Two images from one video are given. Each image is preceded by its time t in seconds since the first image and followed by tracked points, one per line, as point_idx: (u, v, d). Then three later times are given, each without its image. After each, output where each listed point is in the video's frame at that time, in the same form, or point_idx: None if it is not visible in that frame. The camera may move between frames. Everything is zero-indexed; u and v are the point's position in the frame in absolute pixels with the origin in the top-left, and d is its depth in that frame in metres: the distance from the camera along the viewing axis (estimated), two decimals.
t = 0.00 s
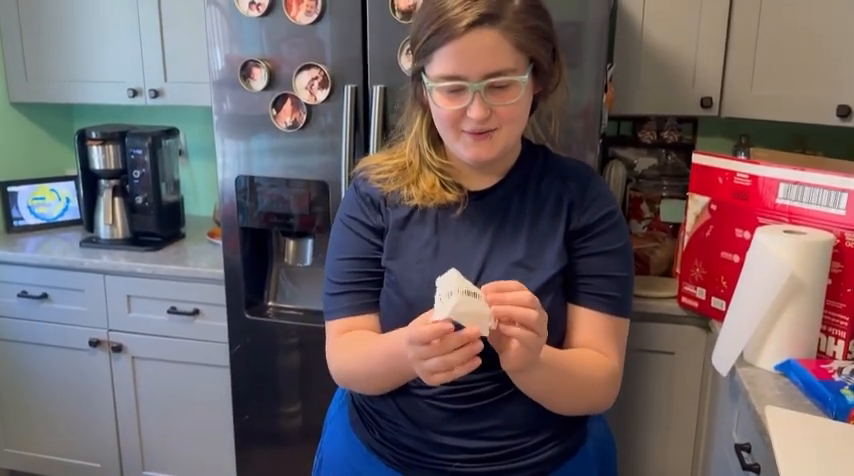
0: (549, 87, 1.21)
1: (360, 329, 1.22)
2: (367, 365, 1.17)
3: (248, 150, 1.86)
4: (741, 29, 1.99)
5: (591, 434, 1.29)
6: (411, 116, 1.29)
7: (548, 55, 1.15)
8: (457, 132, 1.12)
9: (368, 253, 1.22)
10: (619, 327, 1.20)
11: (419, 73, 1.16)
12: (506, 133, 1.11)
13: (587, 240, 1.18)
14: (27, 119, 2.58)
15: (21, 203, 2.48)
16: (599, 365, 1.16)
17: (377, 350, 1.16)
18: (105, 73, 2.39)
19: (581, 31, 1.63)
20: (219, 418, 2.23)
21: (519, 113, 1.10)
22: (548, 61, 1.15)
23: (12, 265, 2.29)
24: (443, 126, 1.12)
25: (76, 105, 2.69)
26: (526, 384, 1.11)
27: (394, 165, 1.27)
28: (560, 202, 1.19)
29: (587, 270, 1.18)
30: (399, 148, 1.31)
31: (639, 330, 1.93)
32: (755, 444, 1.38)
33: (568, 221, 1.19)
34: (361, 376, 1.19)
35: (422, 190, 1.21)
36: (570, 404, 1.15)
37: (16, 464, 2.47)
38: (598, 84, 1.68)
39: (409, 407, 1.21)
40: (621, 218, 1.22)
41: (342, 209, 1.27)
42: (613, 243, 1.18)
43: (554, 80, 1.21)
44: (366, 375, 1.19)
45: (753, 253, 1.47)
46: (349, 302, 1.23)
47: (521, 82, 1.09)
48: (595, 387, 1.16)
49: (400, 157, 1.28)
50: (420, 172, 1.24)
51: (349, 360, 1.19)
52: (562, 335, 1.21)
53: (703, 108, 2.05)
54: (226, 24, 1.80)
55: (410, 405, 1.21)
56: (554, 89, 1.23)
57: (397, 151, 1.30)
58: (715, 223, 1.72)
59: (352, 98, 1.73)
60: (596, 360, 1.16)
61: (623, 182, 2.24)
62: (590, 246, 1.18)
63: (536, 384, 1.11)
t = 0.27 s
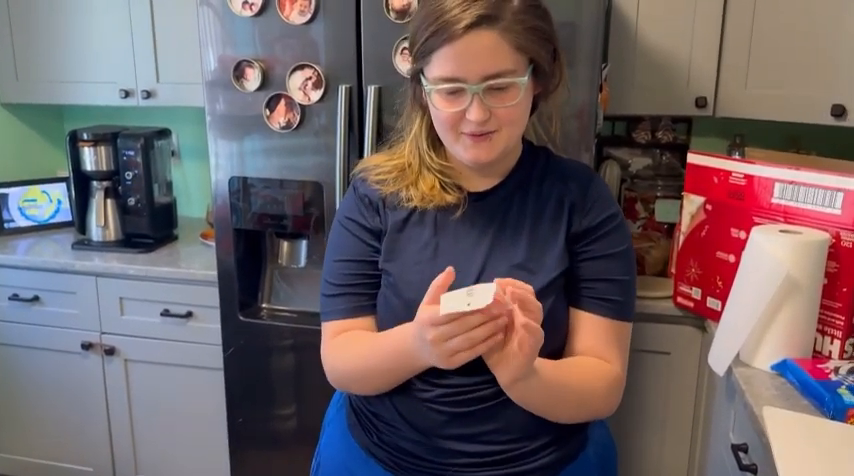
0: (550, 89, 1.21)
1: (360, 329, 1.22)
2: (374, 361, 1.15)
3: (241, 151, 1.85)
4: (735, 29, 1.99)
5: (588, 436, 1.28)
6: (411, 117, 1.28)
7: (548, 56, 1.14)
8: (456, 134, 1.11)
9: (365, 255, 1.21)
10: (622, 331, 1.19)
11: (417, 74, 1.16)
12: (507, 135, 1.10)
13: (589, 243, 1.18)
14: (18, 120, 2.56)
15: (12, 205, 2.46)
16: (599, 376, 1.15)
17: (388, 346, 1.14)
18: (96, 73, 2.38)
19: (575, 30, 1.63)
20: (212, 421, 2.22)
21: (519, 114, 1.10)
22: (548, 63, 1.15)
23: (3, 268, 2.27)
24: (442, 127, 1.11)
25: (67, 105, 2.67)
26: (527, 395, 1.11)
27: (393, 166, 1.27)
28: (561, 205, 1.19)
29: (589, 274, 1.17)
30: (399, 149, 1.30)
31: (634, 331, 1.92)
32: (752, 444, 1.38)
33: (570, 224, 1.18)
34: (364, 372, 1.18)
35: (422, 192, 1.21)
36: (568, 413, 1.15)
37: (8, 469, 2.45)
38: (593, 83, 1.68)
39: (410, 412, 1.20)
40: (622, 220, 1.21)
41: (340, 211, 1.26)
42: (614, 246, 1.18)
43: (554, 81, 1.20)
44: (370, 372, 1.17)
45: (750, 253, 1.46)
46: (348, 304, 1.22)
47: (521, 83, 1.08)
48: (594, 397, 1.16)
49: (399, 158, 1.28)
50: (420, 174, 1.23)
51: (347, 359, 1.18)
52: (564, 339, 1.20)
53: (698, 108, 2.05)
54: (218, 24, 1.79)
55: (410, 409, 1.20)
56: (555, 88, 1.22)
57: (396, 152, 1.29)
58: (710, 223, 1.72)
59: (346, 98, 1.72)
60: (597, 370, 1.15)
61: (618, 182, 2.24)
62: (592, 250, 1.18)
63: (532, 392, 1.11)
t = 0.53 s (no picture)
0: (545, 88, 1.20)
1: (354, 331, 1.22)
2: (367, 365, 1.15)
3: (231, 152, 1.83)
4: (727, 28, 1.99)
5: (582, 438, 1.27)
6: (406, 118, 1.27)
7: (541, 57, 1.13)
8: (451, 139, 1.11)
9: (360, 258, 1.21)
10: (622, 335, 1.18)
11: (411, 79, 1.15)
12: (501, 139, 1.10)
13: (587, 247, 1.17)
14: (5, 122, 2.54)
15: None
16: (599, 382, 1.14)
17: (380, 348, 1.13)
18: (84, 73, 2.35)
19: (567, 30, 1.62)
20: (203, 425, 2.20)
21: (513, 118, 1.09)
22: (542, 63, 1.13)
23: None
24: (436, 133, 1.11)
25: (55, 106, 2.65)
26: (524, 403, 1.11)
27: (388, 168, 1.26)
28: (559, 208, 1.18)
29: (587, 278, 1.17)
30: (394, 151, 1.29)
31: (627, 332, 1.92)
32: (746, 444, 1.37)
33: (567, 227, 1.17)
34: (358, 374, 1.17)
35: (417, 195, 1.20)
36: (565, 419, 1.14)
37: None
38: (585, 84, 1.68)
39: (404, 417, 1.20)
40: (621, 224, 1.20)
41: (335, 212, 1.25)
42: (613, 250, 1.17)
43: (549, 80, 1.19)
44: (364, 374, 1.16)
45: (743, 253, 1.46)
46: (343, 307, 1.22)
47: (514, 87, 1.07)
48: (593, 403, 1.15)
49: (395, 160, 1.27)
50: (415, 176, 1.22)
51: (340, 363, 1.18)
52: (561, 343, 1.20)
53: (689, 107, 2.05)
54: (208, 24, 1.77)
55: (404, 414, 1.20)
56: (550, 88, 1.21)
57: (392, 153, 1.28)
58: (703, 223, 1.71)
59: (337, 98, 1.71)
60: (597, 376, 1.15)
61: (610, 182, 2.25)
62: (590, 254, 1.17)
63: (531, 400, 1.11)
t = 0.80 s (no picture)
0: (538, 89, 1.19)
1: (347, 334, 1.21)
2: (350, 366, 1.15)
3: (220, 152, 1.82)
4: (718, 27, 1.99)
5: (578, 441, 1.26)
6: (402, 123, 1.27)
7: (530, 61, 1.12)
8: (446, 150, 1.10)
9: (356, 259, 1.21)
10: (623, 338, 1.17)
11: (400, 91, 1.14)
12: (496, 147, 1.09)
13: (586, 251, 1.16)
14: None
15: None
16: (603, 383, 1.14)
17: (361, 348, 1.13)
18: (71, 73, 2.33)
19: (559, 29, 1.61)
20: (194, 427, 2.18)
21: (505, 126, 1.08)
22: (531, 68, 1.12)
23: None
24: (431, 145, 1.10)
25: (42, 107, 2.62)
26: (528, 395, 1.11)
27: (385, 170, 1.26)
28: (557, 211, 1.17)
29: (587, 282, 1.16)
30: (390, 154, 1.29)
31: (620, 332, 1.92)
32: (739, 444, 1.37)
33: (566, 230, 1.17)
34: (345, 377, 1.17)
35: (415, 199, 1.20)
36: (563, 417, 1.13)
37: None
38: (577, 84, 1.67)
39: (399, 422, 1.19)
40: (620, 226, 1.19)
41: (331, 214, 1.26)
42: (613, 252, 1.16)
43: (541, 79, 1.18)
44: (351, 378, 1.16)
45: (735, 253, 1.46)
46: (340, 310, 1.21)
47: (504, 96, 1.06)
48: (596, 403, 1.14)
49: (390, 164, 1.27)
50: (412, 179, 1.22)
51: (329, 364, 1.17)
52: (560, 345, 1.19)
53: (681, 107, 2.06)
54: (196, 23, 1.75)
55: (400, 419, 1.19)
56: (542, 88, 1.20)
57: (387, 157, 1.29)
58: (695, 222, 1.71)
59: (328, 97, 1.69)
60: (602, 376, 1.14)
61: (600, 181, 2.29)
62: (589, 256, 1.16)
63: (533, 395, 1.11)
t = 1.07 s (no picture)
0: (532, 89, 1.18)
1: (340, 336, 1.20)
2: (340, 363, 1.13)
3: (210, 152, 1.80)
4: (709, 26, 1.99)
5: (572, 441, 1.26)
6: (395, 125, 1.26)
7: (523, 63, 1.11)
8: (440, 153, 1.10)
9: (349, 263, 1.20)
10: (622, 340, 1.17)
11: (392, 95, 1.13)
12: (489, 150, 1.09)
13: (584, 253, 1.16)
14: None
15: None
16: (604, 385, 1.13)
17: (352, 345, 1.12)
18: (59, 73, 2.30)
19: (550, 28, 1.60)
20: (185, 430, 2.16)
21: (498, 128, 1.07)
22: (524, 69, 1.11)
23: None
24: (424, 149, 1.10)
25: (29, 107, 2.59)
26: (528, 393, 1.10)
27: (378, 173, 1.25)
28: (554, 212, 1.17)
29: (585, 284, 1.15)
30: (383, 156, 1.28)
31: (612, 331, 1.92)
32: (733, 443, 1.37)
33: (563, 232, 1.16)
34: (335, 377, 1.16)
35: (409, 202, 1.20)
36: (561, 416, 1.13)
37: None
38: (569, 83, 1.67)
39: (394, 428, 1.18)
40: (617, 227, 1.19)
41: (324, 217, 1.24)
42: (611, 254, 1.16)
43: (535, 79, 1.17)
44: (340, 377, 1.15)
45: (728, 251, 1.46)
46: (331, 312, 1.20)
47: (497, 99, 1.06)
48: (596, 406, 1.13)
49: (384, 166, 1.26)
50: (406, 182, 1.22)
51: (320, 364, 1.16)
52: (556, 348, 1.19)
53: (672, 105, 2.06)
54: (186, 22, 1.74)
55: (394, 425, 1.18)
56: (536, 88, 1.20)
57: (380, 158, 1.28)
58: (687, 221, 1.71)
59: (319, 96, 1.68)
60: (603, 378, 1.13)
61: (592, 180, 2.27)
62: (587, 258, 1.16)
63: (534, 392, 1.09)
